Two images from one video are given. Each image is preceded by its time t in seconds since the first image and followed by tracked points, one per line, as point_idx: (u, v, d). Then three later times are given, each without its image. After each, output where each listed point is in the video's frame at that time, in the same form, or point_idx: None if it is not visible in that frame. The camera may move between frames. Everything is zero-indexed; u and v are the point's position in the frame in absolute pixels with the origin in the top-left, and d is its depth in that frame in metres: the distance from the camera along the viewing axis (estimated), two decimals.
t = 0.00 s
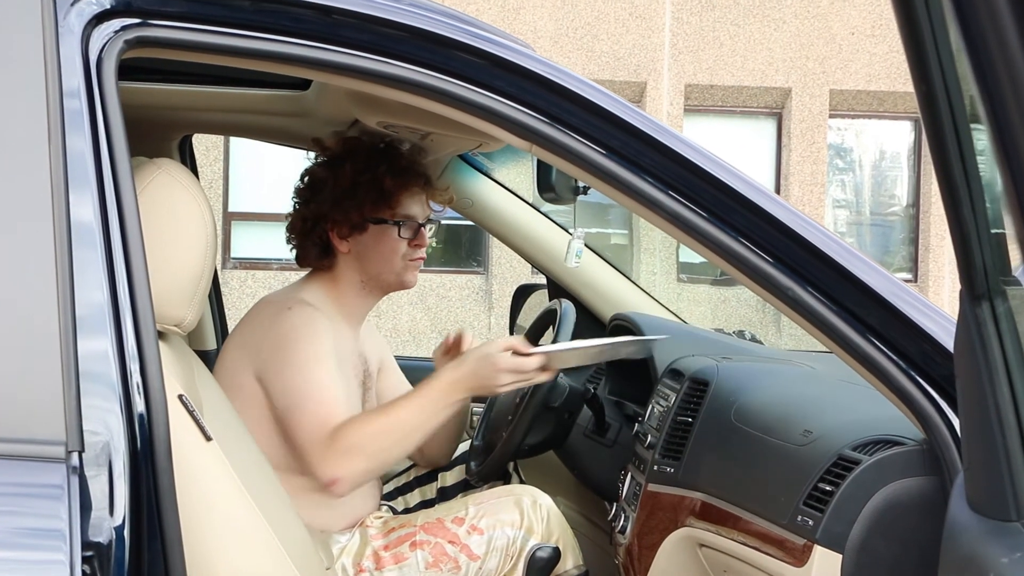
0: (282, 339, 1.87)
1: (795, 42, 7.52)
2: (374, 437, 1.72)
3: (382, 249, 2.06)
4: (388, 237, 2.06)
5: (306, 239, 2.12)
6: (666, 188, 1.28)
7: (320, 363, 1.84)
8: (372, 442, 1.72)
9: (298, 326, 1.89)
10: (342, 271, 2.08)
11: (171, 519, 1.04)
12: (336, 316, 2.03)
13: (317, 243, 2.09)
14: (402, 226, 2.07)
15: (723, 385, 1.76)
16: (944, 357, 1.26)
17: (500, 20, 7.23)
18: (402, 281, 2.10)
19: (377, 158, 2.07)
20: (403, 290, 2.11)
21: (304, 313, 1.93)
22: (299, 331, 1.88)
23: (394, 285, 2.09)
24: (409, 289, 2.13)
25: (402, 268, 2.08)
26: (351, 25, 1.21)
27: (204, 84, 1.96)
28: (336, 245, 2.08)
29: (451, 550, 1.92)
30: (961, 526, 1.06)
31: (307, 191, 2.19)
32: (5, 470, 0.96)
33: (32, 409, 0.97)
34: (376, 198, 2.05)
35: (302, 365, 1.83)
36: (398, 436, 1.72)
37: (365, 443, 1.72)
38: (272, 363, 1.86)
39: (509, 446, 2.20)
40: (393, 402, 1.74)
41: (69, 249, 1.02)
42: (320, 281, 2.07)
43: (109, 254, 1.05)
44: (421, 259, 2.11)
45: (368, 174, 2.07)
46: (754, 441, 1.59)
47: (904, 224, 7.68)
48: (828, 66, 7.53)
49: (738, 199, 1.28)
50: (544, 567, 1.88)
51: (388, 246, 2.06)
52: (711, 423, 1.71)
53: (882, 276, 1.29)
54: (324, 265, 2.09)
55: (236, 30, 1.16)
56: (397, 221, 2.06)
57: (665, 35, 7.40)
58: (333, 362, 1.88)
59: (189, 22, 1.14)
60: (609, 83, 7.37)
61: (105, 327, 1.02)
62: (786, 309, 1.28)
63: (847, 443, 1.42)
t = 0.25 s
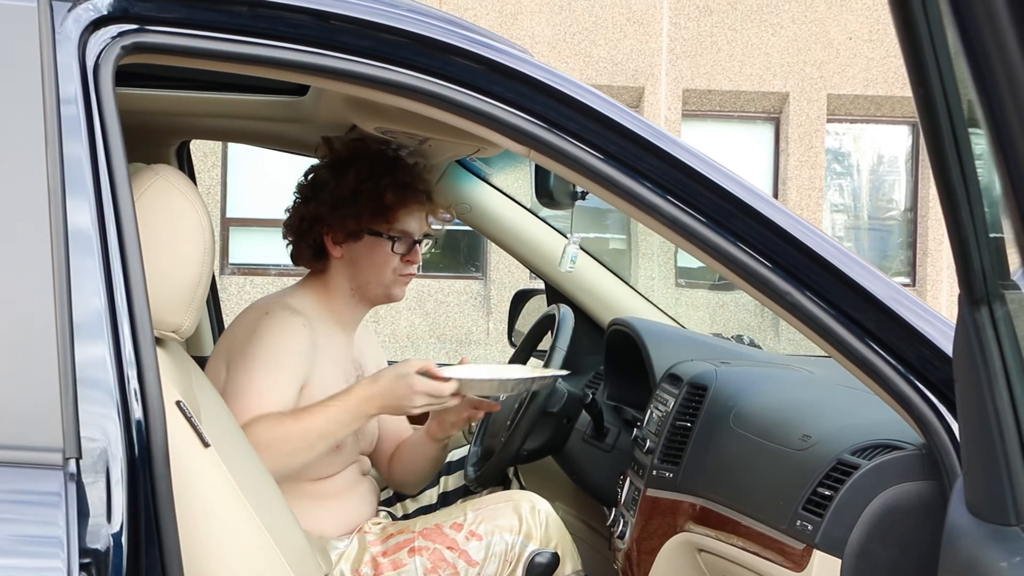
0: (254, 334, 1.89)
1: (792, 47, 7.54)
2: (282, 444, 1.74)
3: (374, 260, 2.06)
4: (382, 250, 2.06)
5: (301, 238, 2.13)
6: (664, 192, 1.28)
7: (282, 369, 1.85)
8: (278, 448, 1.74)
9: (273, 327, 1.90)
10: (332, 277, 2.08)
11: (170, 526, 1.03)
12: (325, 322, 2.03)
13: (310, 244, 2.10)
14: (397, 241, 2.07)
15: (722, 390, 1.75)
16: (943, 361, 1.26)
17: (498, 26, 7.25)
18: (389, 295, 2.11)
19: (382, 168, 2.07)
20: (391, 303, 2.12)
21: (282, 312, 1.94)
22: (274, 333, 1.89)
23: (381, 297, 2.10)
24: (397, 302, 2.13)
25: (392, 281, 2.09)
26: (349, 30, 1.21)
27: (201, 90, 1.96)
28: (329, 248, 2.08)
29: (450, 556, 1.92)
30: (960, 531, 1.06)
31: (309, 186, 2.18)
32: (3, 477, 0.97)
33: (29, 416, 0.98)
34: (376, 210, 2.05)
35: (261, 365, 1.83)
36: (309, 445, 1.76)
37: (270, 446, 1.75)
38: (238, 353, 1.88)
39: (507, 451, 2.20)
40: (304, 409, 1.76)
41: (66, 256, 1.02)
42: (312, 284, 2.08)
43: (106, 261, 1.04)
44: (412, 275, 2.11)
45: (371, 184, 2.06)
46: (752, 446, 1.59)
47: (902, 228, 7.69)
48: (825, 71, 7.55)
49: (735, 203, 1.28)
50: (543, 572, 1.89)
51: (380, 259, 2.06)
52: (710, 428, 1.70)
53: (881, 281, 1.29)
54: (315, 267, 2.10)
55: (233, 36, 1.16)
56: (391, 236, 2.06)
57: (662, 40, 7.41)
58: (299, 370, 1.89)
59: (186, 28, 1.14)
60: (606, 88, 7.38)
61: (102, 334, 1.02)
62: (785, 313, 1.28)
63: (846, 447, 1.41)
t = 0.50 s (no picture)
0: (242, 329, 1.88)
1: (790, 49, 7.55)
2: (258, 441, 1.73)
3: (369, 268, 2.06)
4: (378, 259, 2.06)
5: (299, 239, 2.14)
6: (662, 193, 1.28)
7: (268, 367, 1.84)
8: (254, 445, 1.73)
9: (262, 324, 1.89)
10: (326, 281, 2.09)
11: (167, 528, 1.03)
12: (319, 324, 2.03)
13: (307, 245, 2.11)
14: (393, 252, 2.07)
15: (720, 392, 1.75)
16: (941, 363, 1.26)
17: (496, 28, 7.25)
18: (381, 305, 2.11)
19: (385, 178, 2.07)
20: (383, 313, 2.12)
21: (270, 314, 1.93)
22: (262, 331, 1.88)
23: (372, 307, 2.10)
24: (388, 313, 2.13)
25: (383, 291, 2.09)
26: (346, 31, 1.21)
27: (198, 91, 1.96)
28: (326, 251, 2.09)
29: (447, 557, 1.91)
30: (958, 533, 1.05)
31: (313, 186, 2.18)
32: None
33: (26, 417, 0.97)
34: (374, 220, 2.05)
35: (246, 363, 1.82)
36: (287, 442, 1.75)
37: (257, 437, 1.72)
38: (225, 348, 1.87)
39: (506, 453, 2.21)
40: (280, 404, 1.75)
41: (62, 257, 1.02)
42: (307, 285, 2.08)
43: (102, 262, 1.04)
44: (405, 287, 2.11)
45: (372, 193, 2.06)
46: (750, 448, 1.59)
47: (899, 230, 7.69)
48: (823, 73, 7.55)
49: (733, 205, 1.28)
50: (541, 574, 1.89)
51: (375, 268, 2.06)
52: (708, 430, 1.70)
53: (880, 283, 1.29)
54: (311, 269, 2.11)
55: (230, 36, 1.16)
56: (387, 247, 2.06)
57: (660, 42, 7.41)
58: (286, 369, 1.88)
59: (184, 29, 1.14)
60: (604, 89, 7.39)
61: (99, 335, 1.01)
62: (782, 315, 1.28)
63: (844, 449, 1.41)
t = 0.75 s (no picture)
0: (241, 332, 1.88)
1: (789, 50, 7.55)
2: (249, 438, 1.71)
3: (374, 272, 2.06)
4: (383, 264, 2.06)
5: (306, 236, 2.15)
6: (659, 194, 1.28)
7: (264, 367, 1.83)
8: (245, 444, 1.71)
9: (260, 328, 1.89)
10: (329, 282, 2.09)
11: (164, 528, 1.03)
12: (319, 325, 2.03)
13: (314, 244, 2.12)
14: (399, 258, 2.07)
15: (717, 392, 1.75)
16: (939, 363, 1.26)
17: (494, 28, 7.26)
18: (382, 309, 2.11)
19: (399, 184, 2.08)
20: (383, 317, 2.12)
21: (269, 315, 1.93)
22: (261, 335, 1.88)
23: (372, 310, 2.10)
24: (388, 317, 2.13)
25: (385, 296, 2.09)
26: (344, 32, 1.21)
27: (195, 91, 1.96)
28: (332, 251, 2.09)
29: (445, 557, 1.91)
30: (956, 533, 1.05)
31: (325, 185, 2.18)
32: None
33: (23, 417, 0.97)
34: (383, 226, 2.05)
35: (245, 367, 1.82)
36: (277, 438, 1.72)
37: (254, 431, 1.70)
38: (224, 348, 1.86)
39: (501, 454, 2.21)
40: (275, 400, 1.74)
41: (59, 256, 1.02)
42: (311, 285, 2.09)
43: (99, 262, 1.04)
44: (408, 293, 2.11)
45: (386, 198, 2.06)
46: (748, 448, 1.59)
47: (897, 231, 7.69)
48: (822, 73, 7.56)
49: (731, 205, 1.28)
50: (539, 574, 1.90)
51: (380, 272, 2.07)
52: (706, 431, 1.70)
53: (879, 284, 1.29)
54: (315, 267, 2.11)
55: (227, 36, 1.16)
56: (394, 252, 2.06)
57: (659, 43, 7.42)
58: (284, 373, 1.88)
59: (181, 29, 1.14)
60: (603, 90, 7.40)
61: (96, 335, 1.01)
62: (780, 315, 1.28)
63: (842, 449, 1.41)
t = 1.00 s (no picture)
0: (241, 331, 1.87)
1: (787, 48, 7.56)
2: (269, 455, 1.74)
3: (378, 272, 2.07)
4: (387, 264, 2.07)
5: (309, 233, 2.14)
6: (657, 193, 1.28)
7: (268, 375, 1.84)
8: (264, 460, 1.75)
9: (260, 327, 1.88)
10: (330, 278, 2.09)
11: (162, 528, 1.03)
12: (319, 326, 2.03)
13: (317, 241, 2.11)
14: (403, 259, 2.08)
15: (715, 390, 1.75)
16: (936, 361, 1.26)
17: (493, 27, 7.26)
18: (381, 311, 2.11)
19: (409, 186, 2.10)
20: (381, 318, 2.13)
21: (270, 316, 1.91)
22: (259, 334, 1.87)
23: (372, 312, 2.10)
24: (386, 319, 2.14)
25: (386, 297, 2.09)
26: (340, 31, 1.21)
27: (193, 91, 1.96)
28: (336, 248, 2.08)
29: (443, 557, 1.92)
30: (953, 530, 1.06)
31: (329, 181, 2.17)
32: None
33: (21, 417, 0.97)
34: (391, 225, 2.06)
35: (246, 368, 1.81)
36: (295, 458, 1.76)
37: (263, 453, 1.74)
38: (226, 348, 1.86)
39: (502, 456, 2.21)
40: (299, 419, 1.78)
41: (56, 256, 1.02)
42: (311, 282, 2.08)
43: (96, 262, 1.04)
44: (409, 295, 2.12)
45: (395, 198, 2.07)
46: (746, 446, 1.59)
47: (896, 229, 7.69)
48: (820, 72, 7.57)
49: (729, 204, 1.28)
50: (537, 572, 1.88)
51: (383, 272, 2.07)
52: (704, 429, 1.70)
53: (877, 283, 1.29)
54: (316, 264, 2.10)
55: (224, 36, 1.16)
56: (398, 253, 2.07)
57: (657, 42, 7.42)
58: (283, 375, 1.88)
59: (178, 29, 1.14)
60: (601, 89, 7.40)
61: (93, 336, 1.01)
62: (777, 314, 1.28)
63: (839, 447, 1.41)
